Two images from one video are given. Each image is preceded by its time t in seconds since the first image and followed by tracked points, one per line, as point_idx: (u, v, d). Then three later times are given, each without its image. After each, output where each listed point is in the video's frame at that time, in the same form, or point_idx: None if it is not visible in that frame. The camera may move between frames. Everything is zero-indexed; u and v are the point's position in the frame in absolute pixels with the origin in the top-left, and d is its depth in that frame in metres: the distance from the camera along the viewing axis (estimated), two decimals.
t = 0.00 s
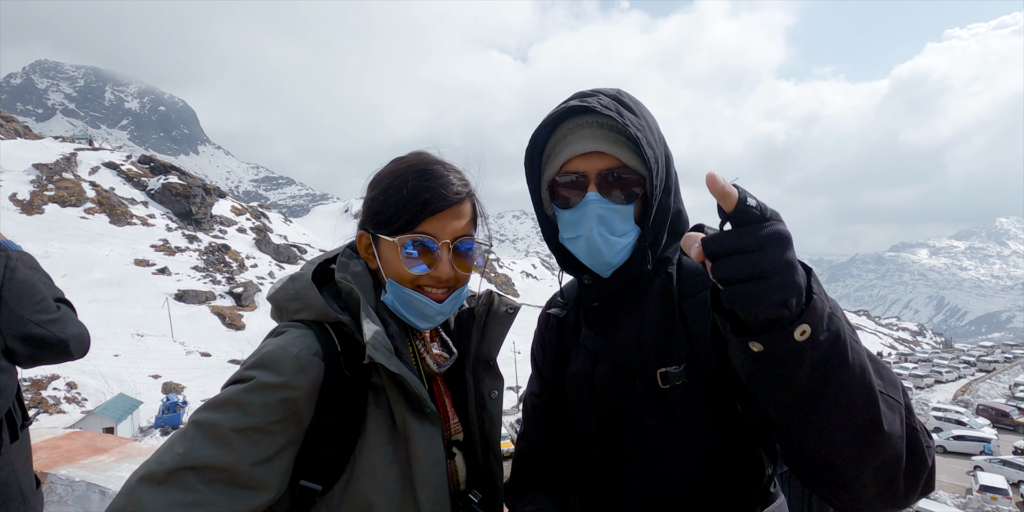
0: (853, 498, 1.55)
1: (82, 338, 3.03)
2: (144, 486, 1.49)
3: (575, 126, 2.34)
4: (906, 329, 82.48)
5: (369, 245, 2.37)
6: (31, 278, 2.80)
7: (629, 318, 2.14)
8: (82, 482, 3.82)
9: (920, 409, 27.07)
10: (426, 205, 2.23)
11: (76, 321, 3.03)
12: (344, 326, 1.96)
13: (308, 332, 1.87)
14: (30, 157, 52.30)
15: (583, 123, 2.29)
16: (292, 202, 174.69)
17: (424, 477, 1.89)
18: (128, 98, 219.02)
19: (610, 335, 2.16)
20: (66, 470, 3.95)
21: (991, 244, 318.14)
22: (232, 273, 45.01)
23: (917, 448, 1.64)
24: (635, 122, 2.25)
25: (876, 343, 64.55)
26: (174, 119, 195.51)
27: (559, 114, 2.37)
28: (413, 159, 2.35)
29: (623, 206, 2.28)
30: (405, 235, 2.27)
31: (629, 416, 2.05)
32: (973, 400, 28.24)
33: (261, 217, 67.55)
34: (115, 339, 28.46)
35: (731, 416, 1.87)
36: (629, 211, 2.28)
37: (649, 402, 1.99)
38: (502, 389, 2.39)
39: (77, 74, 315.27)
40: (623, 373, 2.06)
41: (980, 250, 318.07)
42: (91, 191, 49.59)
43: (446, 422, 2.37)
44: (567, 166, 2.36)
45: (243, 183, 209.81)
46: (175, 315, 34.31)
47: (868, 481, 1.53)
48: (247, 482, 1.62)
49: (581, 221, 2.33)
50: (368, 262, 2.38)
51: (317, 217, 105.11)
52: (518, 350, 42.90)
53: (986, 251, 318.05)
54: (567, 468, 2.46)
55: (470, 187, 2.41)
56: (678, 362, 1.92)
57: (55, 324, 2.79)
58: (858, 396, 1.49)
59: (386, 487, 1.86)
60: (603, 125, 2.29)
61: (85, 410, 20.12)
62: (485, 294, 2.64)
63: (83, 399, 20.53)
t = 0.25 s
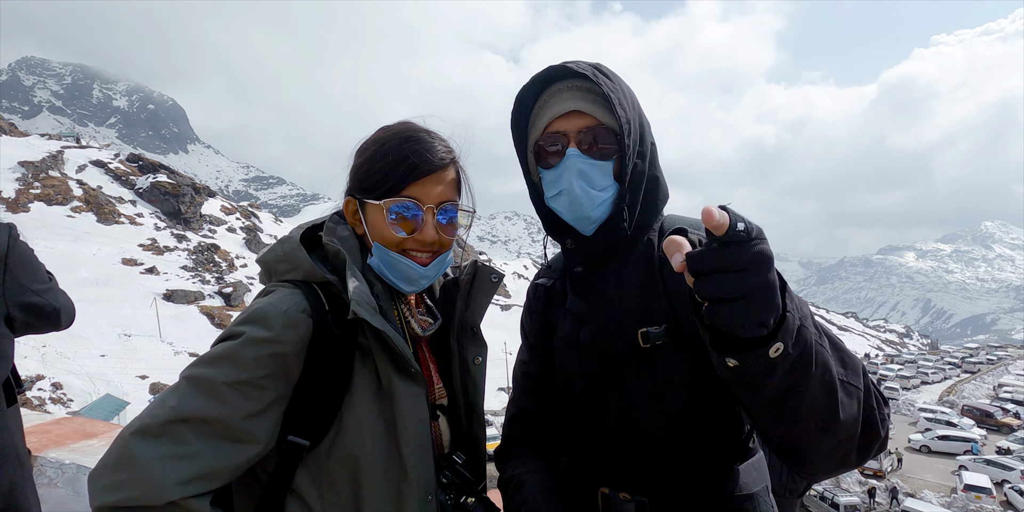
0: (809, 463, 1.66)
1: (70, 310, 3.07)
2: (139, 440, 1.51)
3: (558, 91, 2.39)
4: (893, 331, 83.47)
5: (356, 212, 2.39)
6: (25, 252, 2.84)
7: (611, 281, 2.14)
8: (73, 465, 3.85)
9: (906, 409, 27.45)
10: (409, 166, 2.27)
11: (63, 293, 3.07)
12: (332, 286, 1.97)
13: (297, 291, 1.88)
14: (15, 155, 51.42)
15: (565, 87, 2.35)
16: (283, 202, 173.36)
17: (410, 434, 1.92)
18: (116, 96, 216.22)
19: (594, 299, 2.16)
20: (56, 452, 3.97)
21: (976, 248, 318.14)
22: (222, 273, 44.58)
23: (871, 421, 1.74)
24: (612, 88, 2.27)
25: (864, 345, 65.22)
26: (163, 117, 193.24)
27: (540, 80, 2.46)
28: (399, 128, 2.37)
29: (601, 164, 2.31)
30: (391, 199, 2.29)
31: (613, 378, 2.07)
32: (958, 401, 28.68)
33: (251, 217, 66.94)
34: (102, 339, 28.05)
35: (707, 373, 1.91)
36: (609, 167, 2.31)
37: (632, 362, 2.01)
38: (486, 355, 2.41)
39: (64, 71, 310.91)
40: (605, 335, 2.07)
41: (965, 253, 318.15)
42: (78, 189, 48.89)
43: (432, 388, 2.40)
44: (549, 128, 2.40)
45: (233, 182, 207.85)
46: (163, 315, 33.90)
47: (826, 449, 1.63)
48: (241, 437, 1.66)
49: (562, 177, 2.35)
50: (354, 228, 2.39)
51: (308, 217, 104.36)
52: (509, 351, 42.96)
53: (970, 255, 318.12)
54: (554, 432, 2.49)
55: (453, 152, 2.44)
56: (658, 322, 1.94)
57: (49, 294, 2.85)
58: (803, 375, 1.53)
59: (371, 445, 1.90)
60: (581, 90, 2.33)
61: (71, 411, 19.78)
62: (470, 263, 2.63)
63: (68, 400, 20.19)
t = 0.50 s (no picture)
0: (806, 483, 1.63)
1: (54, 309, 2.98)
2: (111, 435, 1.49)
3: (558, 88, 2.38)
4: (879, 334, 84.58)
5: (347, 209, 2.35)
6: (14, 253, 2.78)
7: (613, 282, 2.14)
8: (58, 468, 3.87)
9: (892, 411, 27.83)
10: (405, 163, 2.24)
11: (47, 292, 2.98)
12: (320, 285, 1.94)
13: (281, 290, 1.85)
14: None
15: (563, 84, 2.34)
16: (272, 203, 171.82)
17: (400, 437, 1.90)
18: (102, 95, 213.39)
19: (596, 297, 2.16)
20: (39, 456, 3.99)
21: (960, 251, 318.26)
22: (210, 274, 44.05)
23: (877, 460, 1.73)
24: (610, 85, 2.24)
25: (851, 347, 65.97)
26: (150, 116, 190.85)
27: (540, 77, 2.45)
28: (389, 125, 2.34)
29: (598, 162, 2.31)
30: (386, 195, 2.26)
31: (612, 378, 2.06)
32: (942, 402, 29.14)
33: (240, 217, 66.25)
34: (87, 341, 27.53)
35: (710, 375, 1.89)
36: (607, 165, 2.31)
37: (631, 361, 2.00)
38: (477, 355, 2.39)
39: (49, 67, 305.59)
40: (607, 334, 2.06)
41: (949, 257, 318.24)
42: (63, 188, 48.07)
43: (421, 389, 2.39)
44: (549, 125, 2.41)
45: (221, 182, 205.64)
46: (150, 316, 33.38)
47: (826, 477, 1.61)
48: (227, 438, 1.63)
49: (558, 175, 2.40)
50: (345, 225, 2.35)
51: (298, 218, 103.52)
52: (500, 353, 42.93)
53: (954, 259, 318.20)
54: (555, 432, 2.46)
55: (447, 149, 2.41)
56: (660, 323, 1.93)
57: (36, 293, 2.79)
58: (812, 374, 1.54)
59: (359, 449, 1.86)
60: (579, 86, 2.31)
61: (54, 414, 19.36)
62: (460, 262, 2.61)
63: (51, 403, 19.77)
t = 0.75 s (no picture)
0: None
1: (43, 321, 2.93)
2: (94, 479, 1.42)
3: (565, 108, 2.37)
4: (864, 336, 85.58)
5: (345, 226, 2.31)
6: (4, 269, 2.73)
7: (622, 304, 2.14)
8: (41, 481, 3.91)
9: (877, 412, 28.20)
10: (410, 181, 2.21)
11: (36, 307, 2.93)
12: (315, 311, 1.91)
13: (274, 317, 1.82)
14: None
15: (572, 103, 2.33)
16: (261, 203, 170.08)
17: (399, 463, 1.89)
18: (87, 92, 210.04)
19: (605, 318, 2.16)
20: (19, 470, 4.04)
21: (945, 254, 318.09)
22: (197, 275, 43.49)
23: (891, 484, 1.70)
24: (621, 103, 2.23)
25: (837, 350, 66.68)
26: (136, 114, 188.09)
27: (549, 93, 2.42)
28: (390, 139, 2.30)
29: (607, 183, 2.30)
30: (396, 214, 2.25)
31: (623, 400, 2.06)
32: (926, 404, 29.60)
33: (228, 218, 65.52)
34: (70, 342, 27.02)
35: (719, 397, 1.90)
36: (615, 186, 2.31)
37: (642, 385, 2.00)
38: (473, 376, 2.42)
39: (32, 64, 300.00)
40: (617, 356, 2.06)
41: (934, 260, 318.13)
42: (46, 187, 47.21)
43: (419, 412, 2.38)
44: (556, 144, 2.41)
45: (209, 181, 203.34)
46: (135, 317, 32.86)
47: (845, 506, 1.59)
48: (227, 469, 1.61)
49: (567, 195, 2.38)
50: (344, 243, 2.32)
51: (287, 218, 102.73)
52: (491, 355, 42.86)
53: (939, 262, 318.09)
54: (559, 451, 2.45)
55: (449, 165, 2.38)
56: (671, 347, 1.94)
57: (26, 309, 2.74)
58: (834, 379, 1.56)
59: (359, 477, 1.84)
60: (586, 107, 2.31)
61: (36, 416, 18.98)
62: (453, 281, 2.65)
63: (33, 405, 19.36)
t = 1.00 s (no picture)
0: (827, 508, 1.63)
1: (35, 326, 3.04)
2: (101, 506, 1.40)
3: (562, 120, 2.37)
4: (849, 338, 86.60)
5: (350, 231, 2.29)
6: None
7: (626, 311, 2.16)
8: (30, 487, 4.18)
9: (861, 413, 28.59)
10: (418, 187, 2.19)
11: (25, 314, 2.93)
12: (319, 321, 1.89)
13: (279, 326, 1.79)
14: None
15: (569, 115, 2.33)
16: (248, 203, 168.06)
17: (405, 472, 1.87)
18: (69, 88, 206.09)
19: (610, 325, 2.17)
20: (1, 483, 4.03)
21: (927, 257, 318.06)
22: (182, 275, 42.81)
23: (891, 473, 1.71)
24: (619, 114, 2.24)
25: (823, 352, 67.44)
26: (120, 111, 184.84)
27: (547, 106, 2.43)
28: (394, 143, 2.29)
29: (608, 196, 2.30)
30: (401, 220, 2.22)
31: (628, 406, 2.07)
32: (909, 405, 30.07)
33: (213, 217, 64.60)
34: (50, 343, 26.44)
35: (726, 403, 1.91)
36: (617, 198, 2.30)
37: (648, 392, 2.01)
38: (476, 385, 2.43)
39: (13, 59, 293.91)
40: (623, 363, 2.08)
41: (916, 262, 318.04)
42: (27, 185, 46.23)
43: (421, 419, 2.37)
44: (555, 157, 2.41)
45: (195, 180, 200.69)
46: (118, 318, 32.27)
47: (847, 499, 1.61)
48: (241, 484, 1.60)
49: (568, 209, 2.39)
50: (348, 248, 2.30)
51: (274, 217, 101.67)
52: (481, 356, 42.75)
53: (921, 264, 317.98)
54: (563, 458, 2.43)
55: (456, 170, 2.37)
56: (677, 353, 1.95)
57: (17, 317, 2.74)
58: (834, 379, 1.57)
59: (364, 485, 1.82)
60: (584, 120, 2.31)
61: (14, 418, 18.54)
62: (459, 289, 2.65)
63: (11, 407, 18.91)
